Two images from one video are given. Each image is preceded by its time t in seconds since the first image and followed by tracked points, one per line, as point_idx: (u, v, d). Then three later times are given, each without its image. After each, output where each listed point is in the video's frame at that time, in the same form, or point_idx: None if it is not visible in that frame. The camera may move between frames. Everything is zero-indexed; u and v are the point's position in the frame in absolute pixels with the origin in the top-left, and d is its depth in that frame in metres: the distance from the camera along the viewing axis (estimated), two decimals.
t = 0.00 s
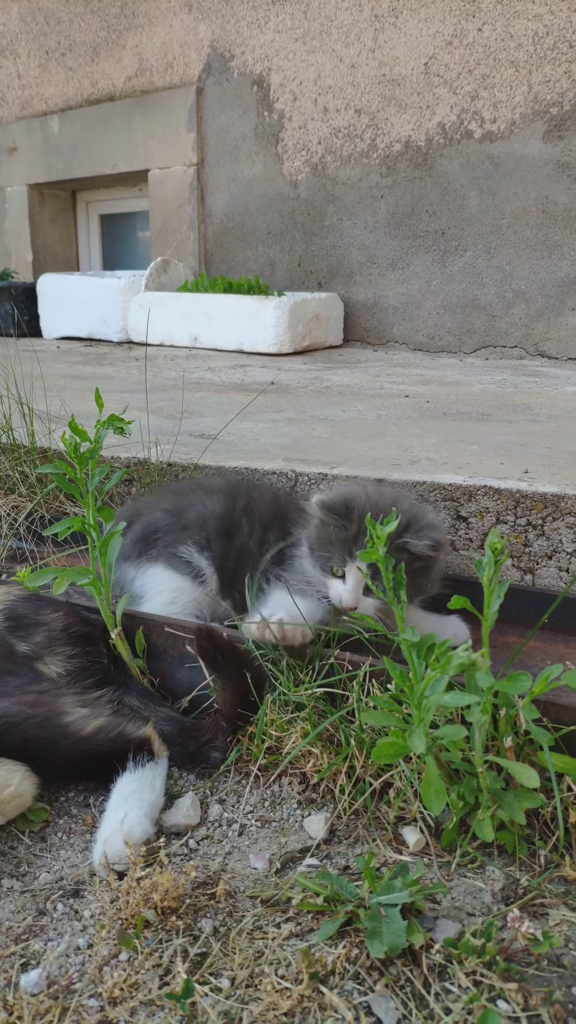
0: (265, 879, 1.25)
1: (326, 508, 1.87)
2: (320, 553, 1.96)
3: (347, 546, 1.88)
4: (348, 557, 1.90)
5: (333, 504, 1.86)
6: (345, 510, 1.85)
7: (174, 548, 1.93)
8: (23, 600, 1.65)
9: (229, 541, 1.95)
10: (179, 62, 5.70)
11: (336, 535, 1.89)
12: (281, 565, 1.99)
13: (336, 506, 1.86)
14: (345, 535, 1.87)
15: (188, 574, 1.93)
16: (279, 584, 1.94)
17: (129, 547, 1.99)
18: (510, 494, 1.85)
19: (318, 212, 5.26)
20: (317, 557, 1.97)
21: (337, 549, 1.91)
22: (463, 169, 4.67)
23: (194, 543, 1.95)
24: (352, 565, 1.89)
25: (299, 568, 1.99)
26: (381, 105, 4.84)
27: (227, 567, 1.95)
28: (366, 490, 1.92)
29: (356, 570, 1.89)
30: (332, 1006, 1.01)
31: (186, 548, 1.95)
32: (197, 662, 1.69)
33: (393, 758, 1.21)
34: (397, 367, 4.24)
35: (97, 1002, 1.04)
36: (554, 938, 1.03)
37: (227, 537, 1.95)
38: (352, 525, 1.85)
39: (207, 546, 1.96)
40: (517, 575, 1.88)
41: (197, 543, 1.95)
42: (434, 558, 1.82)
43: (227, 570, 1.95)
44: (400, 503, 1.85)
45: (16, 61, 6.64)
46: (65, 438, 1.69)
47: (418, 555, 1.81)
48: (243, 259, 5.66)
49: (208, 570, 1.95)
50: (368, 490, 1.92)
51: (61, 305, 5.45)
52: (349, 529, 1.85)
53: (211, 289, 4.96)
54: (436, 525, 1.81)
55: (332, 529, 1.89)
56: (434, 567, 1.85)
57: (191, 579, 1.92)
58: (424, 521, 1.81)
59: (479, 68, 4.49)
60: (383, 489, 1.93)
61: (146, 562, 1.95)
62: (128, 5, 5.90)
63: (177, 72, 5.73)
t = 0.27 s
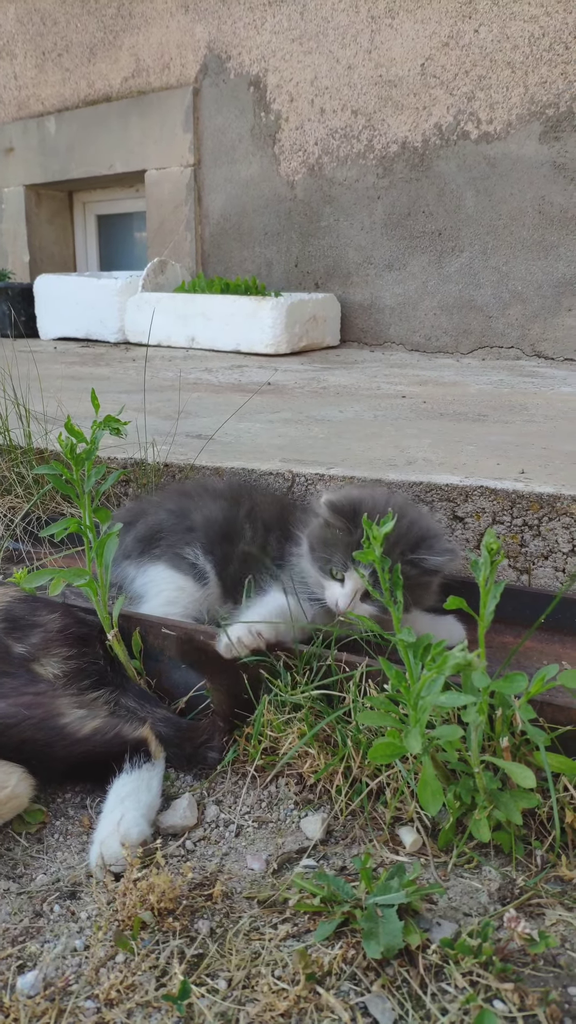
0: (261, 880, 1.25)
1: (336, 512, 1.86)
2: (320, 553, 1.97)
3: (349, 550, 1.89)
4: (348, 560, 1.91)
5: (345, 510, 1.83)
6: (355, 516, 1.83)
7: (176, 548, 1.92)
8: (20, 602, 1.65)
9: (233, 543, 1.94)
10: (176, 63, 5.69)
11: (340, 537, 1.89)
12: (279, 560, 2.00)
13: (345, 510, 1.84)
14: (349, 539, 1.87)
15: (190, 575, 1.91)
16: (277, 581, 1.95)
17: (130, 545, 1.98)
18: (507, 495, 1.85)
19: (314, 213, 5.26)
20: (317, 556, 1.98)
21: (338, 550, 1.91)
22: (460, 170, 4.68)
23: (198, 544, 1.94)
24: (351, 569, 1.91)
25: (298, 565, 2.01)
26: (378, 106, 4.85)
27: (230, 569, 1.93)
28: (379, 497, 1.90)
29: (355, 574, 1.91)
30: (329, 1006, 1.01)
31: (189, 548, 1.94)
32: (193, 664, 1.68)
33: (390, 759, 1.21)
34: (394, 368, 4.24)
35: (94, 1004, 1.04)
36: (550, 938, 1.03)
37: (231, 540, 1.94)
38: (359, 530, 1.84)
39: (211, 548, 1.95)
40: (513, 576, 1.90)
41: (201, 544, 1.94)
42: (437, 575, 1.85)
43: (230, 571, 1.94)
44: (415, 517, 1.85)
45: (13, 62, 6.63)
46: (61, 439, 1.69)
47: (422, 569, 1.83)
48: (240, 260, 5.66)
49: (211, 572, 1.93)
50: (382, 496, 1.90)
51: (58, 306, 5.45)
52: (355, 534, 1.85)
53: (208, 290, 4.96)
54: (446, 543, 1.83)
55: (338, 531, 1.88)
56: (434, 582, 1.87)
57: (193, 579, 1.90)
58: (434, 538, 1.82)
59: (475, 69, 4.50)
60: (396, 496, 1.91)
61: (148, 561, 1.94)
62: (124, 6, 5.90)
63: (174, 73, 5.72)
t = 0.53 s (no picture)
0: (260, 881, 1.25)
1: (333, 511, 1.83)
2: (315, 551, 1.93)
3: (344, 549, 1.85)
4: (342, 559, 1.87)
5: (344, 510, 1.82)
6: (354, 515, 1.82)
7: (175, 549, 1.91)
8: (18, 603, 1.65)
9: (231, 544, 1.94)
10: (173, 63, 5.69)
11: (336, 537, 1.86)
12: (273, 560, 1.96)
13: (341, 508, 1.82)
14: (345, 537, 1.84)
15: (188, 575, 1.90)
16: (271, 579, 1.91)
17: (129, 546, 1.97)
18: (505, 495, 1.85)
19: (312, 213, 5.26)
20: (310, 555, 1.94)
21: (331, 549, 1.88)
22: (457, 170, 4.68)
23: (196, 544, 1.93)
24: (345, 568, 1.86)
25: (291, 564, 1.96)
26: (376, 106, 4.85)
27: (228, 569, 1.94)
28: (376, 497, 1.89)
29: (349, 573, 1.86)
30: (327, 1007, 1.01)
31: (187, 549, 1.93)
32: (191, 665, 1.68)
33: (388, 760, 1.21)
34: (391, 368, 4.24)
35: (92, 1005, 1.04)
36: (549, 939, 1.03)
37: (227, 541, 1.94)
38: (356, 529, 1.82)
39: (209, 549, 1.94)
40: (511, 576, 1.90)
41: (199, 545, 1.93)
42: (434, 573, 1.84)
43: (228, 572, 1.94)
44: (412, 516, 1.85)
45: (10, 63, 6.63)
46: (58, 440, 1.69)
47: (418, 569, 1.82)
48: (238, 261, 5.66)
49: (209, 573, 1.93)
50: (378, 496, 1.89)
51: (55, 306, 5.44)
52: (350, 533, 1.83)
53: (205, 290, 4.96)
54: (441, 543, 1.84)
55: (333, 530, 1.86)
56: (428, 582, 1.86)
57: (192, 580, 1.90)
58: (430, 538, 1.83)
59: (473, 69, 4.50)
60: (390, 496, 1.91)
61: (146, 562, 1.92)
62: (122, 6, 5.89)
63: (171, 73, 5.72)
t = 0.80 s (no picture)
0: (257, 882, 1.24)
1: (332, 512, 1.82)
2: (313, 552, 1.91)
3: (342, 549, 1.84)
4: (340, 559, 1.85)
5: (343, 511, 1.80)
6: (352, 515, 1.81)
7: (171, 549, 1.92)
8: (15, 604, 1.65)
9: (227, 545, 1.94)
10: (171, 64, 5.69)
11: (334, 537, 1.85)
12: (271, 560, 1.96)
13: (340, 507, 1.81)
14: (342, 537, 1.83)
15: (185, 575, 1.90)
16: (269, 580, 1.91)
17: (127, 547, 1.98)
18: (502, 496, 1.85)
19: (310, 214, 5.26)
20: (309, 555, 1.92)
21: (328, 549, 1.87)
22: (455, 171, 4.68)
23: (194, 545, 1.93)
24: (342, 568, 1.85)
25: (289, 564, 1.95)
26: (373, 107, 4.85)
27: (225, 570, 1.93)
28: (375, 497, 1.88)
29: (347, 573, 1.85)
30: (324, 1007, 1.01)
31: (185, 549, 1.93)
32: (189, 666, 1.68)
33: (385, 761, 1.21)
34: (389, 368, 4.24)
35: (89, 1006, 1.04)
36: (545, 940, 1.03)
37: (224, 544, 1.93)
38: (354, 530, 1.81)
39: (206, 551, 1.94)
40: (509, 576, 1.89)
41: (197, 547, 1.93)
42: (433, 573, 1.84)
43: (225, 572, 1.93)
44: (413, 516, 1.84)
45: (8, 64, 6.63)
46: (56, 441, 1.69)
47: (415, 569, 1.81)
48: (236, 261, 5.66)
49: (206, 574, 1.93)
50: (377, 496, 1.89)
51: (53, 307, 5.44)
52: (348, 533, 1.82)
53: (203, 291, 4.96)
54: (437, 543, 1.84)
55: (332, 531, 1.85)
56: (425, 583, 1.85)
57: (189, 580, 1.90)
58: (427, 537, 1.82)
59: (470, 70, 4.50)
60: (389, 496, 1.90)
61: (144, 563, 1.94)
62: (119, 7, 5.89)
63: (169, 74, 5.72)
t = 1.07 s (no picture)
0: (256, 883, 1.24)
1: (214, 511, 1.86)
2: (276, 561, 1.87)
3: (246, 546, 1.87)
4: (247, 558, 1.87)
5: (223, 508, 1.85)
6: (235, 510, 1.86)
7: (164, 549, 1.93)
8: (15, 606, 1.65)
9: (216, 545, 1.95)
10: (170, 65, 5.69)
11: (234, 537, 1.87)
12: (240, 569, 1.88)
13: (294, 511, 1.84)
14: (241, 534, 1.86)
15: (179, 573, 1.92)
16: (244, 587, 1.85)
17: (120, 550, 1.99)
18: (501, 497, 1.85)
19: (308, 215, 5.26)
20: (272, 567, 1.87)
21: (236, 550, 1.89)
22: (454, 172, 4.68)
23: (187, 544, 1.96)
24: (253, 565, 1.86)
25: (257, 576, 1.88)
26: (372, 108, 4.85)
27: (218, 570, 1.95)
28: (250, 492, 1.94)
29: (258, 571, 1.85)
30: (323, 1009, 1.01)
31: (179, 549, 1.96)
32: (188, 667, 1.68)
33: (384, 762, 1.21)
34: (388, 369, 4.24)
35: (88, 1008, 1.04)
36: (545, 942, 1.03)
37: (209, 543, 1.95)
38: (247, 524, 1.85)
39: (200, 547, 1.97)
40: (508, 578, 1.89)
41: (191, 544, 1.96)
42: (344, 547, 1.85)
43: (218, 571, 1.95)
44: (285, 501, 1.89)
45: (7, 65, 6.63)
46: (55, 442, 1.69)
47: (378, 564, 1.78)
48: (234, 262, 5.66)
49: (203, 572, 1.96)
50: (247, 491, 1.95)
51: (52, 308, 5.43)
52: (245, 528, 1.86)
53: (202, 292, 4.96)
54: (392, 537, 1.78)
55: (230, 533, 1.88)
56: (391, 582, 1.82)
57: (185, 578, 1.92)
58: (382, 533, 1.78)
59: (469, 71, 4.50)
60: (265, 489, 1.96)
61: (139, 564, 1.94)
62: (118, 8, 5.89)
63: (168, 75, 5.72)
